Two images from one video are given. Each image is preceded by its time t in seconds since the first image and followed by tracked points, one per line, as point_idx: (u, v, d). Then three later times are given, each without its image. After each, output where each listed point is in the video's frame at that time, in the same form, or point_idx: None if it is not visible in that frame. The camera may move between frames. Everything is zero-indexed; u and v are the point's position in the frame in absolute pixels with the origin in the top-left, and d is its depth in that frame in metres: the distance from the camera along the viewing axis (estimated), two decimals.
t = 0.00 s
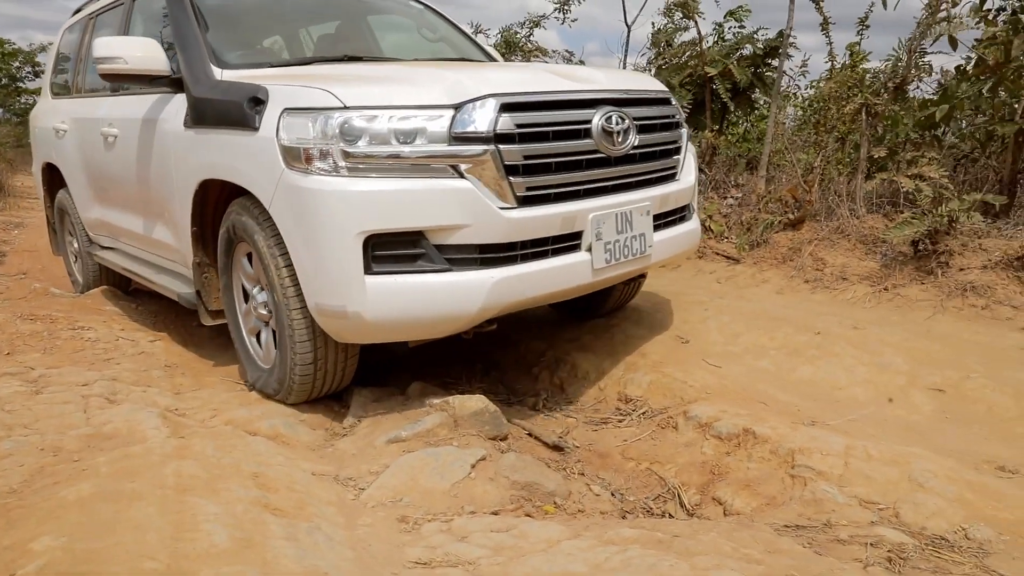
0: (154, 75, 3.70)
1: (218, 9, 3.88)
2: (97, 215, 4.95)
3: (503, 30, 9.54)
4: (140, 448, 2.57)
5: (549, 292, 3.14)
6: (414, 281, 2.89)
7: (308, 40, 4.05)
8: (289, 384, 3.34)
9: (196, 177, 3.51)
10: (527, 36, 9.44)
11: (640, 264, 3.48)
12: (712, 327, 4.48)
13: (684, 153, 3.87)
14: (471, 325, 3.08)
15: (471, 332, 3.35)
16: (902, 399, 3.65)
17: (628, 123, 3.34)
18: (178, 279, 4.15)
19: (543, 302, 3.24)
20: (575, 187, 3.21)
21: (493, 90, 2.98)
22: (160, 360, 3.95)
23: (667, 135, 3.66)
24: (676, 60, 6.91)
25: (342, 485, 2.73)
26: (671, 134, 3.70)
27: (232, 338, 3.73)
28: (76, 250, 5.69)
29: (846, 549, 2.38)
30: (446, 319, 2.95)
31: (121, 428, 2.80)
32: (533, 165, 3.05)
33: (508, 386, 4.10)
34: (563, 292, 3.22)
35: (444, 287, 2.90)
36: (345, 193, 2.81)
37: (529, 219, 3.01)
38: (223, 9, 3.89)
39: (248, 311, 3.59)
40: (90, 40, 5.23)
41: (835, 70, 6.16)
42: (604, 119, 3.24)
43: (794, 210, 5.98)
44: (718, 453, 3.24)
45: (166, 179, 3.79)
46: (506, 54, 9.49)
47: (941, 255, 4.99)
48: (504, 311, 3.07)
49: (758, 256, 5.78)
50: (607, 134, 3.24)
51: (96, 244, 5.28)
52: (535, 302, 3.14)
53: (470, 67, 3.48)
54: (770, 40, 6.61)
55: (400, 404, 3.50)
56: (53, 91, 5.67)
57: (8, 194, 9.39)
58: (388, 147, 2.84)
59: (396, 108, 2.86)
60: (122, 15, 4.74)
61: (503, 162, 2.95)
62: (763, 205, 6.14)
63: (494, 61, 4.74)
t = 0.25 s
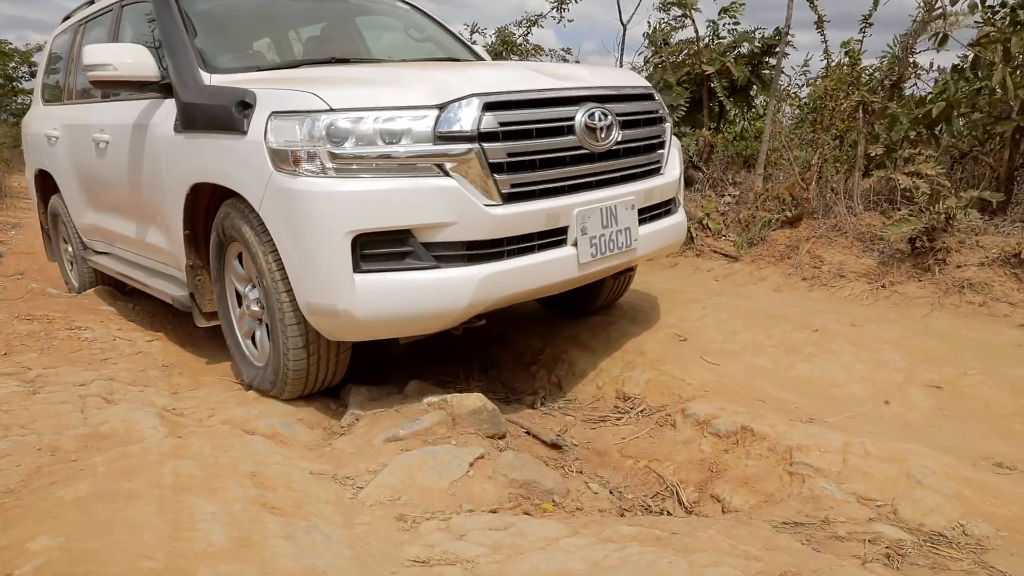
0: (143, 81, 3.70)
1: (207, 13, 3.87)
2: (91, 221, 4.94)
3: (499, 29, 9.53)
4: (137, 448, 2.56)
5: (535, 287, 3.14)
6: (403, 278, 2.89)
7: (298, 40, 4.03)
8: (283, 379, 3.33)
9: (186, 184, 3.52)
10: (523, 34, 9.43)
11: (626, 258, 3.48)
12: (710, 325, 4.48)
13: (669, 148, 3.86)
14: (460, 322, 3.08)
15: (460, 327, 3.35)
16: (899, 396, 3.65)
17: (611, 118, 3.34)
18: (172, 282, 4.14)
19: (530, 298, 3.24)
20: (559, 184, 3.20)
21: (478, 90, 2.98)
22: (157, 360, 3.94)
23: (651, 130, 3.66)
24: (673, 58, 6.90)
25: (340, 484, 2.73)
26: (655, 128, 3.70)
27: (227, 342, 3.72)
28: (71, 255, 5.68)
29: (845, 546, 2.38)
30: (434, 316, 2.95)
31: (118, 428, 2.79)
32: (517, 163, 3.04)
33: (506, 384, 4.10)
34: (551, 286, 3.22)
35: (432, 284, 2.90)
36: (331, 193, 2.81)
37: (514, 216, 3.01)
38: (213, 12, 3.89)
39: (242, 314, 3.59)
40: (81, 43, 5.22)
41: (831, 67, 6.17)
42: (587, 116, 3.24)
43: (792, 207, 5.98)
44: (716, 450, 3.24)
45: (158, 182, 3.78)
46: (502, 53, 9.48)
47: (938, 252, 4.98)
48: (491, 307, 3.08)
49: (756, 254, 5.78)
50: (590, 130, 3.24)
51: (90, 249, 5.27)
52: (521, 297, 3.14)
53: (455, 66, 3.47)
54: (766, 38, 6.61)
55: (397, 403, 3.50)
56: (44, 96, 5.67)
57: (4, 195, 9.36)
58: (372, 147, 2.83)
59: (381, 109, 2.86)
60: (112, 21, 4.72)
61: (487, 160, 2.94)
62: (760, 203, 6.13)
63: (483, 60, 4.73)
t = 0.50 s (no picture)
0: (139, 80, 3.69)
1: (203, 12, 3.87)
2: (88, 220, 4.93)
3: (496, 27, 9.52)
4: (135, 446, 2.56)
5: (529, 280, 3.14)
6: (397, 273, 2.88)
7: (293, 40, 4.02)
8: (278, 374, 3.33)
9: (181, 183, 3.52)
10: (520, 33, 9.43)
11: (620, 252, 3.48)
12: (708, 322, 4.48)
13: (661, 142, 3.86)
14: (455, 315, 3.08)
15: (453, 323, 3.35)
16: (897, 393, 3.65)
17: (603, 112, 3.34)
18: (170, 281, 4.13)
19: (524, 291, 3.24)
20: (552, 177, 3.20)
21: (470, 84, 2.98)
22: (156, 359, 3.93)
23: (643, 124, 3.66)
24: (671, 56, 6.90)
25: (339, 483, 2.73)
26: (647, 123, 3.70)
27: (222, 337, 3.72)
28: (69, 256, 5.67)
29: (844, 542, 2.38)
30: (429, 310, 2.95)
31: (117, 427, 2.79)
32: (509, 157, 3.04)
33: (505, 382, 4.09)
34: (545, 279, 3.22)
35: (426, 278, 2.90)
36: (325, 188, 2.81)
37: (508, 209, 3.01)
38: (209, 11, 3.88)
39: (238, 312, 3.59)
40: (78, 42, 5.22)
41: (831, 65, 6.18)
42: (579, 110, 3.24)
43: (791, 205, 5.97)
44: (715, 447, 3.24)
45: (154, 181, 3.78)
46: (499, 51, 9.47)
47: (937, 250, 4.98)
48: (485, 300, 3.07)
49: (754, 252, 5.77)
50: (582, 124, 3.24)
51: (87, 249, 5.26)
52: (515, 291, 3.14)
53: (449, 63, 3.47)
54: (764, 35, 6.61)
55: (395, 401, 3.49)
56: (41, 97, 5.66)
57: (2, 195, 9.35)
58: (365, 142, 2.83)
59: (374, 104, 2.86)
60: (108, 20, 4.72)
61: (479, 154, 2.94)
62: (758, 200, 6.11)
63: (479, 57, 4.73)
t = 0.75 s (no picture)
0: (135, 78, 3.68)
1: (200, 11, 3.86)
2: (83, 219, 4.92)
3: (491, 28, 9.52)
4: (129, 448, 2.55)
5: (529, 283, 3.14)
6: (395, 275, 2.88)
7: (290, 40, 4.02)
8: (275, 379, 3.33)
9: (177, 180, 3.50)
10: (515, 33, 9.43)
11: (620, 254, 3.48)
12: (704, 323, 4.49)
13: (662, 144, 3.87)
14: (454, 318, 3.08)
15: (452, 325, 3.35)
16: (892, 394, 3.66)
17: (604, 114, 3.34)
18: (165, 281, 4.12)
19: (524, 294, 3.24)
20: (553, 179, 3.20)
21: (470, 85, 2.98)
22: (150, 360, 3.92)
23: (644, 126, 3.66)
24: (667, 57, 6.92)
25: (334, 484, 2.72)
26: (648, 124, 3.70)
27: (219, 338, 3.71)
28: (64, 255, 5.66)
29: (838, 542, 2.39)
30: (428, 312, 2.95)
31: (111, 429, 2.78)
32: (510, 158, 3.04)
33: (501, 383, 4.09)
34: (545, 282, 3.22)
35: (425, 280, 2.90)
36: (324, 189, 2.80)
37: (508, 211, 3.01)
38: (206, 11, 3.87)
39: (234, 313, 3.58)
40: (73, 42, 5.20)
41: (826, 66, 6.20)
42: (580, 112, 3.24)
43: (786, 206, 5.99)
44: (710, 448, 3.25)
45: (150, 181, 3.77)
46: (494, 52, 9.48)
47: (931, 250, 5.00)
48: (484, 303, 3.07)
49: (749, 252, 5.78)
50: (583, 125, 3.24)
51: (82, 249, 5.25)
52: (515, 293, 3.14)
53: (451, 63, 3.47)
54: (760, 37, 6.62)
55: (391, 403, 3.49)
56: (36, 96, 5.64)
57: None
58: (365, 142, 2.83)
59: (373, 105, 2.86)
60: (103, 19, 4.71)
61: (480, 155, 2.94)
62: (753, 201, 6.13)
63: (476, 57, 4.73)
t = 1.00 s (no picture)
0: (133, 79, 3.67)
1: (198, 13, 3.86)
2: (79, 221, 4.91)
3: (485, 32, 9.54)
4: (122, 453, 2.54)
5: (530, 288, 3.14)
6: (396, 280, 2.88)
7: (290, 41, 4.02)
8: (272, 387, 3.32)
9: (175, 182, 3.49)
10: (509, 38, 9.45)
11: (623, 259, 3.48)
12: (698, 327, 4.50)
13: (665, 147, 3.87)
14: (455, 323, 3.07)
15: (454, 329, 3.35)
16: (885, 397, 3.67)
17: (607, 117, 3.35)
18: (161, 284, 4.11)
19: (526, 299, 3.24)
20: (556, 182, 3.20)
21: (473, 87, 2.98)
22: (143, 365, 3.91)
23: (648, 130, 3.67)
24: (660, 61, 6.95)
25: (327, 489, 2.72)
26: (651, 128, 3.71)
27: (217, 342, 3.70)
28: (58, 257, 5.64)
29: (831, 546, 2.39)
30: (428, 318, 2.94)
31: (104, 434, 2.77)
32: (513, 161, 3.04)
33: (495, 387, 4.09)
34: (547, 287, 3.22)
35: (426, 286, 2.89)
36: (325, 192, 2.80)
37: (511, 214, 3.01)
38: (205, 12, 3.87)
39: (232, 313, 3.57)
40: (69, 44, 5.20)
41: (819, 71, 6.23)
42: (584, 114, 3.25)
43: (779, 210, 6.00)
44: (704, 452, 3.25)
45: (148, 183, 3.76)
46: (488, 56, 9.49)
47: (924, 254, 5.02)
48: (486, 308, 3.07)
49: (743, 256, 5.80)
50: (586, 128, 3.24)
51: (77, 251, 5.23)
52: (517, 298, 3.14)
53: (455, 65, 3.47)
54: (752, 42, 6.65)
55: (385, 407, 3.48)
56: (31, 99, 5.63)
57: None
58: (368, 144, 2.83)
59: (375, 106, 2.86)
60: (99, 21, 4.71)
61: (483, 157, 2.94)
62: (747, 205, 6.15)
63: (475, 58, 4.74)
